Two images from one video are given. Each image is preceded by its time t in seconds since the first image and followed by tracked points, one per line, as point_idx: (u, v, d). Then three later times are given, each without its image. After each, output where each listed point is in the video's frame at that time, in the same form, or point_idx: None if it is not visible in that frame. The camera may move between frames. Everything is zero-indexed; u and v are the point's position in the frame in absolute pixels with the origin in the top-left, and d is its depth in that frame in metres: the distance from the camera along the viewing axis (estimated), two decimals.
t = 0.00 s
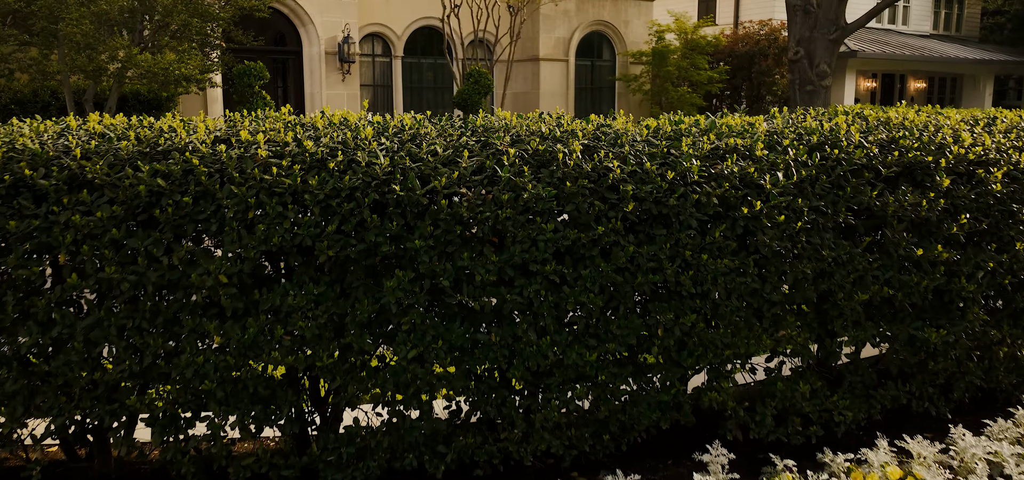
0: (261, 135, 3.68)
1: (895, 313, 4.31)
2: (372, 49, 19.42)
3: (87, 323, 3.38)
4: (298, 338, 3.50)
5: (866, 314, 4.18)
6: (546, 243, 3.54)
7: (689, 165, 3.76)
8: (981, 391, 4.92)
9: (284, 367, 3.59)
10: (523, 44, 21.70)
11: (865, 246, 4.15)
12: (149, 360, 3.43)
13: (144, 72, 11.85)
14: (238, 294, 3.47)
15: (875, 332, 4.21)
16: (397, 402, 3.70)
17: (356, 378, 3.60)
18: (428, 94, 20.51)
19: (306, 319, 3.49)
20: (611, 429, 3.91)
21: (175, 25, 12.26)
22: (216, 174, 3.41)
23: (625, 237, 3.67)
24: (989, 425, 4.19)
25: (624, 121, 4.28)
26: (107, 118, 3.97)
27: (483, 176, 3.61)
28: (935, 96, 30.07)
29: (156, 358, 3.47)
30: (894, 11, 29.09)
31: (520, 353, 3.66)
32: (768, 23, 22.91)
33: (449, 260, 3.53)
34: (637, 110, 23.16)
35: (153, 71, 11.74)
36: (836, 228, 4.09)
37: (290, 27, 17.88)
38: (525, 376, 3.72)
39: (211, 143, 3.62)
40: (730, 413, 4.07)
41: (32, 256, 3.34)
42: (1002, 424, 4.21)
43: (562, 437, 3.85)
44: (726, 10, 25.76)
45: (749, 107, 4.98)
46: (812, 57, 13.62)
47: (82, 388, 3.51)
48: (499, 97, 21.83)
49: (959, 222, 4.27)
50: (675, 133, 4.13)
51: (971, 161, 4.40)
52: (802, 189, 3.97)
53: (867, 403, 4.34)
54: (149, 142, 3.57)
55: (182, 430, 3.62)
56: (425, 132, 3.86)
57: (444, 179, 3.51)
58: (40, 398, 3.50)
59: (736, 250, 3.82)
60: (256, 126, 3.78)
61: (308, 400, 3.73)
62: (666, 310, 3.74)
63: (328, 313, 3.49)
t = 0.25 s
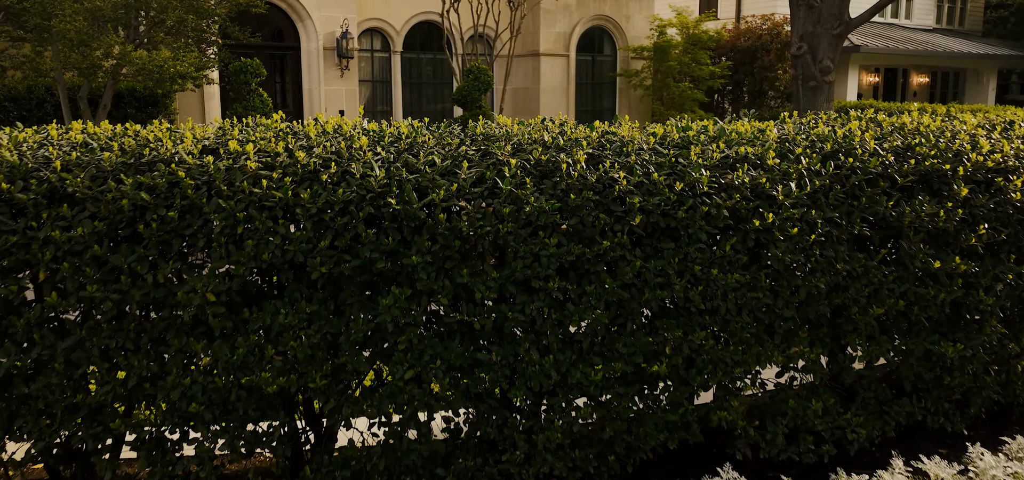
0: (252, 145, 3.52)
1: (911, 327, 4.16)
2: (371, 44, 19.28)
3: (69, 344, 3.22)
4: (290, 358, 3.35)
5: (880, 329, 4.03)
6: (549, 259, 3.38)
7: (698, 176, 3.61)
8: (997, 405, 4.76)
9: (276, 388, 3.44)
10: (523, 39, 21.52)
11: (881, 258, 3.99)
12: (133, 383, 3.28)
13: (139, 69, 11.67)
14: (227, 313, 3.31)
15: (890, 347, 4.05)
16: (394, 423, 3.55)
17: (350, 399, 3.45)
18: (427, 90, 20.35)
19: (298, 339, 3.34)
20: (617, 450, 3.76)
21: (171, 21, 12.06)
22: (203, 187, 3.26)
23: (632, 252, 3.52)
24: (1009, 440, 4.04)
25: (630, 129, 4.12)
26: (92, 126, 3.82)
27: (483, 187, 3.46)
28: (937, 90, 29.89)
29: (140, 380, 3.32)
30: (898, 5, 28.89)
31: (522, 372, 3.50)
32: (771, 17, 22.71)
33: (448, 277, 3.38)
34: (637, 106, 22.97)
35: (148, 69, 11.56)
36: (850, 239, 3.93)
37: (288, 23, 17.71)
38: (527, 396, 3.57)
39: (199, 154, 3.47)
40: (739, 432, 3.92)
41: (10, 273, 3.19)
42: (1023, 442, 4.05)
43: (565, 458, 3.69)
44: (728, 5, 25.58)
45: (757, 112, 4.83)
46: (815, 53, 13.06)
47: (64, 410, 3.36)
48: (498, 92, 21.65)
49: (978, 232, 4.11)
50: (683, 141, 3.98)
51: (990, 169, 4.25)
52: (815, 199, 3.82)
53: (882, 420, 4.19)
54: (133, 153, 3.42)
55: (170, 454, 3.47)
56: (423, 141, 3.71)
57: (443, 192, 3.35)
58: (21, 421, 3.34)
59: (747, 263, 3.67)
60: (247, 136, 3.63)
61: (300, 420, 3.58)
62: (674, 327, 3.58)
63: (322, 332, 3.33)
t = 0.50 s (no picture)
0: (240, 156, 3.37)
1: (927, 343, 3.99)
2: (369, 39, 19.05)
3: (48, 366, 3.07)
4: (279, 380, 3.20)
5: (895, 344, 3.87)
6: (551, 275, 3.23)
7: (707, 187, 3.45)
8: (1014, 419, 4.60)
9: (264, 411, 3.28)
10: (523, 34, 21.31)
11: (896, 272, 3.83)
12: (116, 406, 3.13)
13: (133, 67, 11.49)
14: (214, 332, 3.16)
15: (905, 364, 3.90)
16: (387, 447, 3.39)
17: (342, 422, 3.30)
18: (427, 86, 20.19)
19: (287, 359, 3.18)
20: (621, 473, 3.60)
21: (166, 18, 11.87)
22: (188, 201, 3.11)
23: (638, 267, 3.36)
24: None
25: (635, 137, 3.97)
26: (75, 134, 3.67)
27: (482, 200, 3.31)
28: (940, 85, 29.73)
29: (123, 402, 3.17)
30: None
31: (523, 393, 3.35)
32: (773, 12, 22.49)
33: (445, 295, 3.22)
34: (638, 101, 22.80)
35: (142, 66, 11.39)
36: (865, 252, 3.77)
37: (286, 16, 17.50)
38: (528, 418, 3.42)
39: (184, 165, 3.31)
40: (750, 454, 3.76)
41: None
42: None
43: None
44: None
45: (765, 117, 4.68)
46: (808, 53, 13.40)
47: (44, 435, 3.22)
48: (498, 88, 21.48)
49: (997, 243, 3.95)
50: (690, 150, 3.83)
51: (1009, 177, 4.08)
52: (828, 211, 3.66)
53: (896, 439, 4.03)
54: (117, 165, 3.27)
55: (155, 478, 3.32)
56: (420, 151, 3.56)
57: (440, 206, 3.20)
58: None
59: (757, 278, 3.51)
60: (236, 146, 3.47)
61: (290, 443, 3.44)
62: (681, 344, 3.43)
63: (312, 351, 3.18)
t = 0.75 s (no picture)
0: (228, 167, 3.22)
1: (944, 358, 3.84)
2: (367, 34, 18.85)
3: (25, 390, 2.93)
4: (268, 403, 3.05)
5: (911, 360, 3.72)
6: (553, 293, 3.08)
7: (716, 198, 3.31)
8: None
9: (253, 434, 3.14)
10: (524, 29, 21.11)
11: (913, 286, 3.68)
12: (96, 431, 2.98)
13: (127, 64, 11.36)
14: (200, 354, 3.01)
15: (921, 380, 3.74)
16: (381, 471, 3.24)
17: (334, 446, 3.15)
18: (427, 81, 20.00)
19: (277, 381, 3.03)
20: None
21: (161, 14, 11.70)
22: (172, 217, 2.96)
23: (644, 283, 3.21)
24: None
25: (640, 145, 3.83)
26: (57, 143, 3.53)
27: (480, 214, 3.16)
28: (943, 79, 29.53)
29: (104, 428, 3.03)
30: None
31: (524, 415, 3.20)
32: (776, 6, 22.29)
33: (442, 314, 3.07)
34: (639, 96, 22.62)
35: (135, 64, 11.25)
36: (880, 265, 3.62)
37: (283, 10, 17.32)
38: (529, 441, 3.27)
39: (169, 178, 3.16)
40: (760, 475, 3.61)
41: None
42: None
43: None
44: None
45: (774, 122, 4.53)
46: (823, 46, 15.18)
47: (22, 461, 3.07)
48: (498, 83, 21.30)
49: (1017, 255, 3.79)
50: (698, 158, 3.68)
51: None
52: (842, 222, 3.52)
53: (911, 457, 3.88)
54: (98, 177, 3.12)
55: None
56: (417, 161, 3.41)
57: (437, 221, 3.05)
58: None
59: (768, 294, 3.36)
60: (223, 156, 3.32)
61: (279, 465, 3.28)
62: (689, 364, 3.28)
63: (303, 373, 3.03)
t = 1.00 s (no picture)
0: (212, 182, 3.08)
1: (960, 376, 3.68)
2: (366, 29, 18.65)
3: None
4: (255, 429, 2.90)
5: (926, 379, 3.57)
6: (554, 315, 2.93)
7: (726, 213, 3.15)
8: None
9: (239, 461, 2.99)
10: (524, 24, 20.92)
11: (929, 302, 3.53)
12: (74, 461, 2.83)
13: (120, 61, 11.19)
14: (183, 378, 2.86)
15: (937, 399, 3.59)
16: None
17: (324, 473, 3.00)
18: (426, 77, 19.83)
19: (263, 407, 2.88)
20: None
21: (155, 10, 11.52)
22: (152, 234, 2.80)
23: (650, 303, 3.06)
24: None
25: (645, 154, 3.68)
26: (35, 153, 3.38)
27: (478, 230, 3.01)
28: (945, 74, 29.39)
29: (82, 456, 2.88)
30: None
31: (523, 440, 3.05)
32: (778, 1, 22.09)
33: (437, 336, 2.92)
34: (640, 92, 22.45)
35: (129, 60, 11.08)
36: (895, 281, 3.47)
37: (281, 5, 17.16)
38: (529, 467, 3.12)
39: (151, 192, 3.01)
40: None
41: None
42: None
43: None
44: None
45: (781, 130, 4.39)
46: (825, 39, 18.43)
47: None
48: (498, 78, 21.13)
49: None
50: (705, 169, 3.53)
51: None
52: (855, 237, 3.37)
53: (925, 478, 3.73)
54: (76, 192, 2.97)
55: None
56: (412, 173, 3.26)
57: (432, 239, 2.90)
58: None
59: (779, 312, 3.21)
60: (209, 170, 3.17)
61: None
62: (697, 386, 3.13)
63: (291, 398, 2.88)
